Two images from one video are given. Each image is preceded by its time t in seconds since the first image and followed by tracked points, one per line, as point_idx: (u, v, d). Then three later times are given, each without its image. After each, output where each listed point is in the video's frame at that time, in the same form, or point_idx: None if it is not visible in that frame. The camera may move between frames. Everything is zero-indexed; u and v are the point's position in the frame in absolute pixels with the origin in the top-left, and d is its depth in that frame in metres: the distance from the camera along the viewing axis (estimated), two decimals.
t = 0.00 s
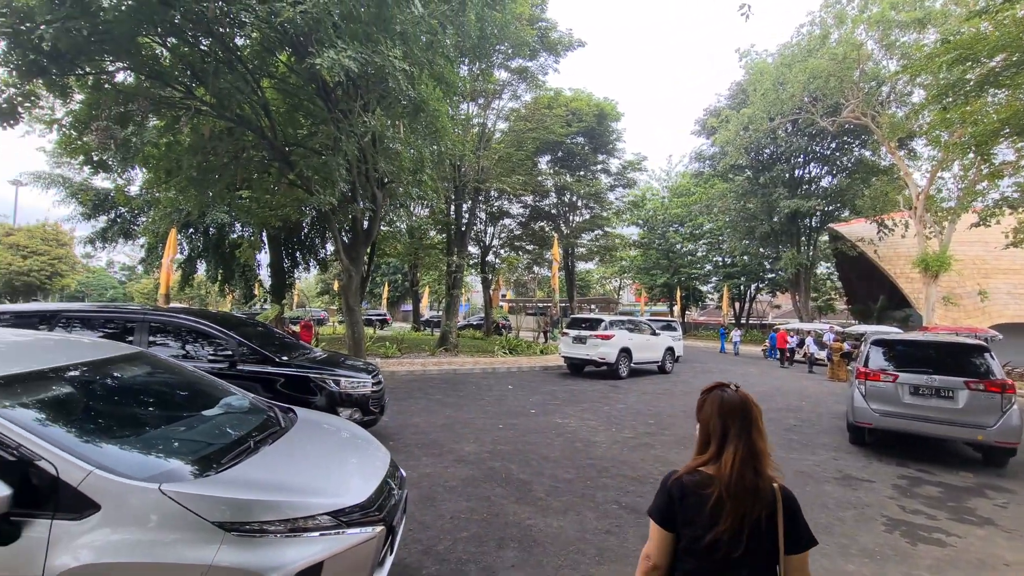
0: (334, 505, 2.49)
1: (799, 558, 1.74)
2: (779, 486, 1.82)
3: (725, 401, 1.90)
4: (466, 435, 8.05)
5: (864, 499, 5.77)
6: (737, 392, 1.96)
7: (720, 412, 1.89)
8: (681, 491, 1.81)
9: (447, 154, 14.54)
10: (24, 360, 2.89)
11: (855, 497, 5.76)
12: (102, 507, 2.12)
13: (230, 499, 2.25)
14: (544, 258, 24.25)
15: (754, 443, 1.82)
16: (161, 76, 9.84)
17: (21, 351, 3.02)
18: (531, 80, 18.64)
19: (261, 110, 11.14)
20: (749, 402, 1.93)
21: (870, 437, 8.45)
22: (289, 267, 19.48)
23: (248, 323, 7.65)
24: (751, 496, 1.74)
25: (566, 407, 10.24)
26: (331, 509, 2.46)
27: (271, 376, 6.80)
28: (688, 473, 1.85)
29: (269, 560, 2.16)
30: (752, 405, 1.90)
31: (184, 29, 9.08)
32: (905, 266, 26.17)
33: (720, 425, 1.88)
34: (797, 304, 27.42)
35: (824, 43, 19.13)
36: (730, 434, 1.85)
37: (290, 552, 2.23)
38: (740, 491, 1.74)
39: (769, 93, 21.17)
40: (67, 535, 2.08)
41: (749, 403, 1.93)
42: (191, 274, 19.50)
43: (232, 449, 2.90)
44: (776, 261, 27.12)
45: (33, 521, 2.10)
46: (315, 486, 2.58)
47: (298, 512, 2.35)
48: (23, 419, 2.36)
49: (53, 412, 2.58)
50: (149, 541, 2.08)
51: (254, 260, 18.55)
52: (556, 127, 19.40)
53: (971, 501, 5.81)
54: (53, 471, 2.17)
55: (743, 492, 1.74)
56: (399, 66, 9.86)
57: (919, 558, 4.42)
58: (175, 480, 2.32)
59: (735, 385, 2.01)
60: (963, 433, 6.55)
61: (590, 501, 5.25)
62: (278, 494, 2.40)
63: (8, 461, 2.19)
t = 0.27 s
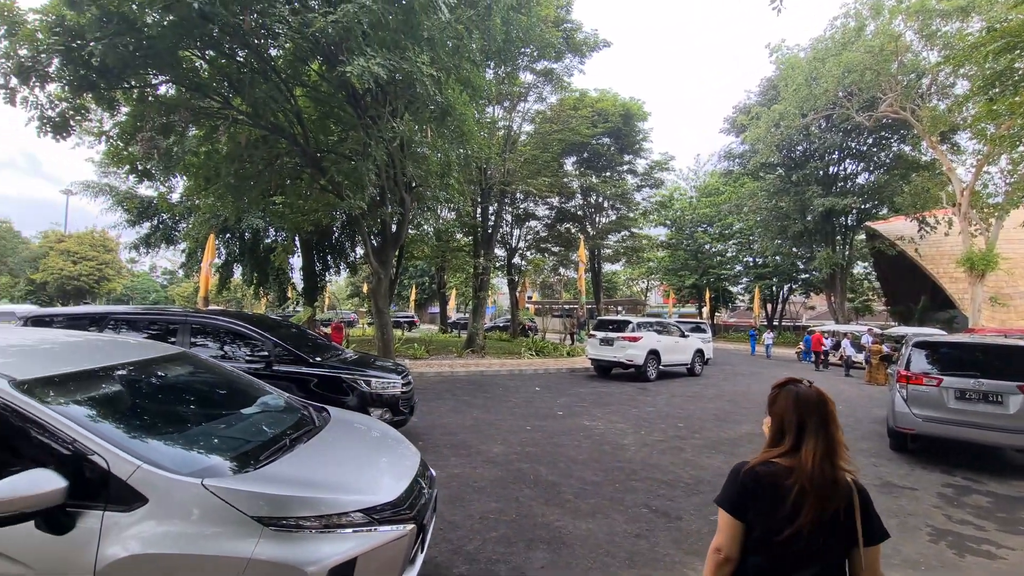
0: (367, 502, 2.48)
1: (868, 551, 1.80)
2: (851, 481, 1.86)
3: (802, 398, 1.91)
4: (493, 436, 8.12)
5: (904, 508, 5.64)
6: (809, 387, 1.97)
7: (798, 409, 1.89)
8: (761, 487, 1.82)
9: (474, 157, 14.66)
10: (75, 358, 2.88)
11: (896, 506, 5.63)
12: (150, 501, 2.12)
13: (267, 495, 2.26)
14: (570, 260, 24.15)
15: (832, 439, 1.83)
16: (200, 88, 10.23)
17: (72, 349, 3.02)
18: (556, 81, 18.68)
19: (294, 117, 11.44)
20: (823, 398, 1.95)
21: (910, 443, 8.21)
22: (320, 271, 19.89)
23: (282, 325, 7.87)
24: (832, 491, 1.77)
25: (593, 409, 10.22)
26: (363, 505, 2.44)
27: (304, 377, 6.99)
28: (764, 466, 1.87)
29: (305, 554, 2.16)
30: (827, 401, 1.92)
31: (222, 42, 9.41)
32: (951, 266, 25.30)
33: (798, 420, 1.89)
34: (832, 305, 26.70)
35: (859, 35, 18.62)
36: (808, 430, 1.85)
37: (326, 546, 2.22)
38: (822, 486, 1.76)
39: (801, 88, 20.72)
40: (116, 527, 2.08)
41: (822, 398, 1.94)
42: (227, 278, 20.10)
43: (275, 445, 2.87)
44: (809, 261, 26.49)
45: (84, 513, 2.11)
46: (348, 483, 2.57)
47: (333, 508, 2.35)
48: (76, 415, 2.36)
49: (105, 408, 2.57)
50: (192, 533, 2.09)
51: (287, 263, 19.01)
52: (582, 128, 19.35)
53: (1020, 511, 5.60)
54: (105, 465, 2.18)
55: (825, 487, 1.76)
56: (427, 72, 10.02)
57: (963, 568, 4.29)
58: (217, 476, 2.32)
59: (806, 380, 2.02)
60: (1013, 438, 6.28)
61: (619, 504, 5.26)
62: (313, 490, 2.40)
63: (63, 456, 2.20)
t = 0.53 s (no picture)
0: (403, 498, 2.31)
1: (929, 559, 1.71)
2: (909, 486, 1.78)
3: (856, 399, 1.85)
4: (523, 438, 8.18)
5: (951, 518, 5.47)
6: (864, 388, 1.91)
7: (851, 410, 1.84)
8: (813, 489, 1.76)
9: (502, 159, 14.78)
10: (124, 356, 2.76)
11: (943, 516, 5.45)
12: (195, 495, 2.01)
13: (303, 488, 2.11)
14: (598, 261, 23.99)
15: (889, 441, 1.77)
16: (239, 98, 10.61)
17: (118, 347, 2.91)
18: (583, 82, 18.65)
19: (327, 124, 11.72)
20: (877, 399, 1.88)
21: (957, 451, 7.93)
22: (353, 274, 20.30)
23: (317, 326, 8.07)
24: (887, 494, 1.71)
25: (623, 412, 10.18)
26: (398, 502, 2.28)
27: (339, 377, 7.18)
28: (816, 466, 1.81)
29: (341, 550, 2.01)
30: (883, 402, 1.85)
31: (259, 53, 9.73)
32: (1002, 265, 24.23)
33: (850, 421, 1.83)
34: (873, 306, 25.86)
35: (900, 25, 17.95)
36: (862, 432, 1.80)
37: (363, 543, 2.06)
38: (877, 489, 1.70)
39: (837, 83, 20.18)
40: (163, 522, 1.97)
41: (878, 399, 1.88)
42: (264, 281, 20.73)
43: (320, 442, 2.74)
44: (847, 260, 25.75)
45: (132, 508, 1.99)
46: (384, 479, 2.42)
47: (370, 503, 2.19)
48: (125, 410, 2.25)
49: (154, 404, 2.46)
50: (233, 527, 1.96)
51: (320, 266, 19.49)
52: (609, 128, 19.25)
53: None
54: (154, 459, 2.06)
55: (882, 489, 1.70)
56: (455, 76, 10.13)
57: None
58: (260, 470, 2.20)
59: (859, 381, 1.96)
60: None
61: (651, 508, 5.25)
62: (349, 485, 2.25)
63: (111, 450, 2.09)
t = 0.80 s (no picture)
0: (437, 498, 2.36)
1: (982, 565, 1.66)
2: (957, 490, 1.74)
3: (897, 401, 1.82)
4: (554, 439, 8.18)
5: (1003, 528, 5.23)
6: (903, 390, 1.88)
7: (893, 414, 1.80)
8: (858, 495, 1.72)
9: (530, 161, 14.80)
10: (173, 356, 2.89)
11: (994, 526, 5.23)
12: (240, 490, 2.09)
13: (342, 487, 2.18)
14: (627, 262, 23.73)
15: (933, 444, 1.73)
16: (275, 106, 10.93)
17: (163, 347, 3.03)
18: (611, 82, 18.54)
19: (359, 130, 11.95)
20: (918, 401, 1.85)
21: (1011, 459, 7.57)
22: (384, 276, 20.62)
23: (351, 328, 8.23)
24: (936, 499, 1.66)
25: (655, 414, 10.06)
26: (432, 502, 2.31)
27: (372, 378, 7.31)
28: (859, 472, 1.77)
29: (379, 547, 2.05)
30: (925, 404, 1.82)
31: (294, 63, 10.00)
32: None
33: (892, 424, 1.79)
34: (918, 306, 24.89)
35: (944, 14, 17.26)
36: (906, 434, 1.76)
37: (400, 541, 2.11)
38: (925, 493, 1.66)
39: (876, 75, 19.54)
40: (210, 517, 2.06)
41: (918, 401, 1.84)
42: (299, 285, 21.22)
43: (355, 440, 2.82)
44: (888, 259, 24.87)
45: (181, 502, 2.09)
46: (418, 478, 2.46)
47: (406, 502, 2.23)
48: (174, 408, 2.35)
49: (200, 402, 2.56)
50: (274, 523, 2.04)
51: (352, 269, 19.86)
52: (638, 128, 19.08)
53: None
54: (201, 456, 2.16)
55: (930, 494, 1.66)
56: (483, 79, 10.18)
57: None
58: (299, 467, 2.28)
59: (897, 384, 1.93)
60: None
61: (684, 512, 5.19)
62: (385, 484, 2.30)
63: (161, 446, 2.18)
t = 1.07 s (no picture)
0: (473, 497, 2.38)
1: None
2: (1012, 496, 1.67)
3: (940, 404, 1.77)
4: (583, 441, 8.14)
5: None
6: (946, 393, 1.83)
7: (937, 416, 1.75)
8: (906, 503, 1.65)
9: (557, 162, 14.75)
10: (218, 356, 2.98)
11: None
12: (284, 487, 2.16)
13: (381, 485, 2.22)
14: (657, 263, 23.38)
15: (983, 448, 1.68)
16: (309, 114, 11.21)
17: (207, 347, 3.13)
18: (639, 81, 18.35)
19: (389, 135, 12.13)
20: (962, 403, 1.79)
21: None
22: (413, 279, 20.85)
23: (382, 329, 8.35)
24: (991, 505, 1.60)
25: (687, 417, 9.91)
26: (468, 502, 2.34)
27: (403, 378, 7.41)
28: (906, 479, 1.71)
29: (419, 545, 2.09)
30: (971, 407, 1.76)
31: (327, 71, 10.23)
32: None
33: (938, 428, 1.74)
34: (966, 306, 23.87)
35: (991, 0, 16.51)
36: (953, 438, 1.70)
37: (439, 539, 2.14)
38: (980, 500, 1.60)
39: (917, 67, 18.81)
40: (256, 511, 2.13)
41: (963, 404, 1.79)
42: (332, 287, 21.63)
43: (392, 440, 2.87)
44: (931, 258, 23.92)
45: (229, 497, 2.16)
46: (454, 478, 2.49)
47: (443, 501, 2.26)
48: (220, 407, 2.43)
49: (244, 400, 2.64)
50: (315, 519, 2.09)
51: (382, 271, 20.15)
52: (667, 127, 18.83)
53: None
54: (247, 452, 2.23)
55: (984, 500, 1.59)
56: (511, 82, 10.20)
57: None
58: (340, 465, 2.33)
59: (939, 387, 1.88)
60: None
61: (718, 518, 5.10)
62: (422, 483, 2.33)
63: (210, 443, 2.27)
